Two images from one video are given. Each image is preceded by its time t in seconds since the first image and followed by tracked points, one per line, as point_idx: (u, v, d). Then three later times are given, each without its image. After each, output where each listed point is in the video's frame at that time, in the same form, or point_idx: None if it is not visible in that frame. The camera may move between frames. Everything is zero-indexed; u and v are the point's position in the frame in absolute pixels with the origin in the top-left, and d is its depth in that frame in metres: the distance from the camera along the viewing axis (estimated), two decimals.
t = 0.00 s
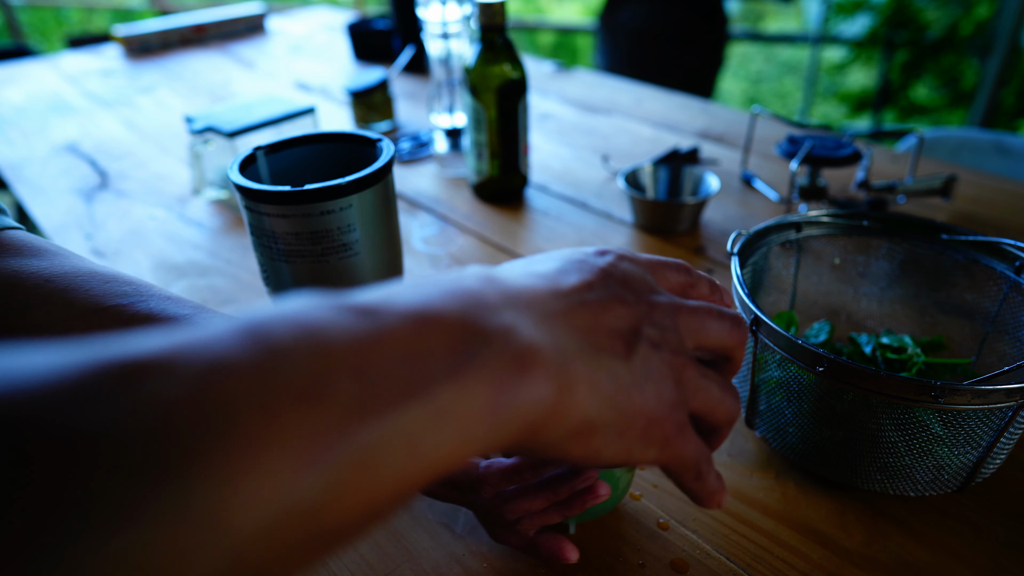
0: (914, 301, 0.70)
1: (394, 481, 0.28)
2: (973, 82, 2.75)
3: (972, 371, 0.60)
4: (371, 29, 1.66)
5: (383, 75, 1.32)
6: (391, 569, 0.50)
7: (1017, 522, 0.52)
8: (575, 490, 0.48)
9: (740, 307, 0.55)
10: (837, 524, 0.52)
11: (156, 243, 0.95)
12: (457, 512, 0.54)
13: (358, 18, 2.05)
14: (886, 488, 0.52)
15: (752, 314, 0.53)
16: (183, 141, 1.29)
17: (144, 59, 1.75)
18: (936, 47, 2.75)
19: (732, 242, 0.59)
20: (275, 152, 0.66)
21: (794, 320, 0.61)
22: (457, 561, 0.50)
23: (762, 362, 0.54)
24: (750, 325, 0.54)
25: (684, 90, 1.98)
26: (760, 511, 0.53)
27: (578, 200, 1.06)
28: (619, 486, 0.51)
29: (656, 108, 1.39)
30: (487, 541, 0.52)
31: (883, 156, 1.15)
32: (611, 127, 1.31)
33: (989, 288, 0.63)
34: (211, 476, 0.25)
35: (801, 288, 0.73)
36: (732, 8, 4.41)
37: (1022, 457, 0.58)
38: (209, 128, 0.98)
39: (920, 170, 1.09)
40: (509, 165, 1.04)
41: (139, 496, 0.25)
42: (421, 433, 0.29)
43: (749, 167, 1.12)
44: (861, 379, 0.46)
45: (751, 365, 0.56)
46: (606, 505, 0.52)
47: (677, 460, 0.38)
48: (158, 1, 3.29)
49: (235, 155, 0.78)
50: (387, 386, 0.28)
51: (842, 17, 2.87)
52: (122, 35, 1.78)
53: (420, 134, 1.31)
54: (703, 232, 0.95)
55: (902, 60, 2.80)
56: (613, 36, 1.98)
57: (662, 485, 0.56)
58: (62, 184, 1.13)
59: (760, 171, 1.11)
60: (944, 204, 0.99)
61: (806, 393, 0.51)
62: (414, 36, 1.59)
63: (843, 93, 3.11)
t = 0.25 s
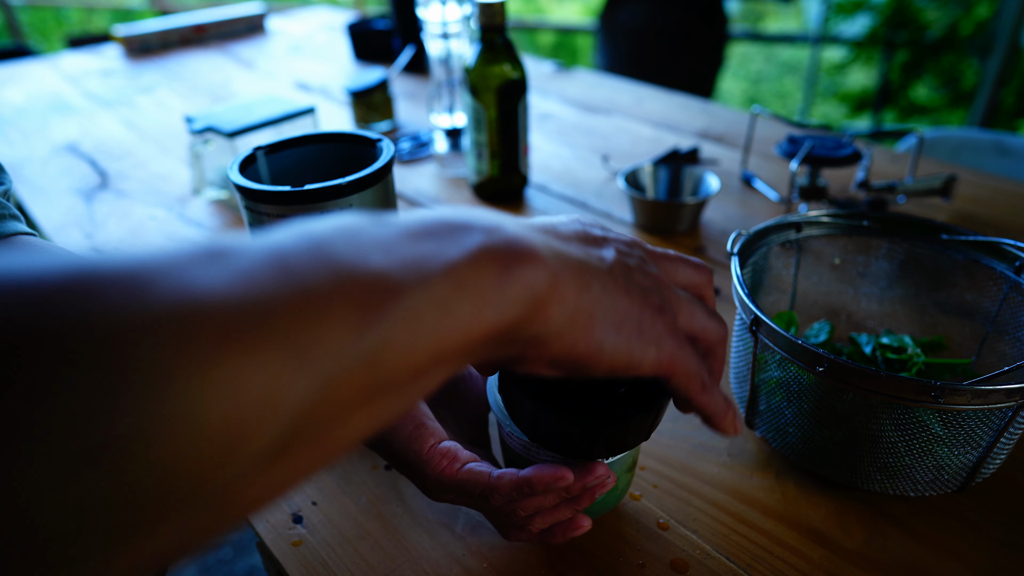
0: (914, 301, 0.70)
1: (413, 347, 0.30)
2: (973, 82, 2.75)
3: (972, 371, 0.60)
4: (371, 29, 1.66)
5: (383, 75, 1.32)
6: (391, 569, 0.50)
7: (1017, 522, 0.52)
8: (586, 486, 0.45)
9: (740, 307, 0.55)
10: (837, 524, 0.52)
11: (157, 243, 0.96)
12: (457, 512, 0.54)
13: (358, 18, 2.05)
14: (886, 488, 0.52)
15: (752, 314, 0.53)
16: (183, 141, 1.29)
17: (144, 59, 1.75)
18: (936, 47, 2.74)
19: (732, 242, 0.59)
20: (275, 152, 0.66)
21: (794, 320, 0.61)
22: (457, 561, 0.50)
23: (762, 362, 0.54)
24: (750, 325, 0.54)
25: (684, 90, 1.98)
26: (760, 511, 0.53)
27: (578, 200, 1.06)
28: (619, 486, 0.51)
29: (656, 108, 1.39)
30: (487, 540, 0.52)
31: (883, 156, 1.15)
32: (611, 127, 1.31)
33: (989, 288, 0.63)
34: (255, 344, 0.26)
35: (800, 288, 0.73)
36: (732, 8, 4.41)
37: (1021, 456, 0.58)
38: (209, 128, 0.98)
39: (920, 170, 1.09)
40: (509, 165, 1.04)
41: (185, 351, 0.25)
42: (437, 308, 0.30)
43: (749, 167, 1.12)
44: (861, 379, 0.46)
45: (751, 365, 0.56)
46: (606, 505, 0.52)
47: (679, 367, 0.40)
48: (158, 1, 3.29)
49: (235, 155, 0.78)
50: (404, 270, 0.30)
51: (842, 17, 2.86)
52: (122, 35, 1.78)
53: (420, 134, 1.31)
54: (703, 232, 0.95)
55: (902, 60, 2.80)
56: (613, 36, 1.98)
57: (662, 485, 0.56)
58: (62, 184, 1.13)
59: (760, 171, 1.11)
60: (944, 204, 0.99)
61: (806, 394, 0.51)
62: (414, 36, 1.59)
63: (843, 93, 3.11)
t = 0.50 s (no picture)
0: (914, 301, 0.70)
1: (457, 230, 0.30)
2: (973, 82, 2.75)
3: (971, 371, 0.60)
4: (371, 29, 1.66)
5: (383, 75, 1.32)
6: (391, 569, 0.50)
7: (1017, 522, 0.52)
8: (590, 478, 0.45)
9: (740, 307, 0.55)
10: (837, 525, 0.52)
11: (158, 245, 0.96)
12: (457, 512, 0.54)
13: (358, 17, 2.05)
14: (887, 488, 0.52)
15: (752, 314, 0.53)
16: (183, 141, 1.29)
17: (144, 59, 1.75)
18: (936, 47, 2.74)
19: (732, 242, 0.59)
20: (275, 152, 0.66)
21: (794, 320, 0.61)
22: (457, 561, 0.50)
23: (762, 362, 0.54)
24: (750, 325, 0.54)
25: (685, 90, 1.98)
26: (760, 512, 0.53)
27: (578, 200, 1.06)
28: (619, 487, 0.51)
29: (657, 108, 1.39)
30: (487, 541, 0.52)
31: (883, 156, 1.15)
32: (611, 127, 1.31)
33: (989, 288, 0.63)
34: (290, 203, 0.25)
35: (800, 288, 0.73)
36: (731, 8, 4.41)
37: (1021, 456, 0.58)
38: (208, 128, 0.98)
39: (920, 170, 1.09)
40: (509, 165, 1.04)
41: (222, 209, 0.24)
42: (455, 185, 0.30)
43: (749, 167, 1.12)
44: (861, 379, 0.46)
45: (751, 365, 0.56)
46: (607, 506, 0.52)
47: (673, 297, 0.41)
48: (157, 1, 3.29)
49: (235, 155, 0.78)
50: (443, 157, 0.31)
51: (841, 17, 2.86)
52: (122, 35, 1.78)
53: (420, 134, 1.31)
54: (703, 232, 0.95)
55: (902, 60, 2.80)
56: (613, 36, 1.98)
57: (662, 485, 0.56)
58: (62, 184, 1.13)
59: (759, 171, 1.12)
60: (944, 204, 0.99)
61: (806, 394, 0.51)
62: (414, 36, 1.59)
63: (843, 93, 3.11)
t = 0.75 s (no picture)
0: (914, 300, 0.70)
1: (480, 155, 0.30)
2: (973, 82, 2.75)
3: (971, 371, 0.60)
4: (371, 29, 1.66)
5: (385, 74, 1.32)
6: (391, 569, 0.50)
7: (1017, 522, 0.52)
8: (589, 470, 0.44)
9: (739, 307, 0.55)
10: (838, 525, 0.52)
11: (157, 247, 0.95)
12: (457, 512, 0.54)
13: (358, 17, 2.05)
14: (887, 488, 0.52)
15: (752, 314, 0.53)
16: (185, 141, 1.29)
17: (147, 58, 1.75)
18: (936, 47, 2.74)
19: (732, 242, 0.59)
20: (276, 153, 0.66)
21: (793, 320, 0.61)
22: (457, 561, 0.50)
23: (762, 362, 0.54)
24: (749, 325, 0.54)
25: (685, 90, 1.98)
26: (760, 511, 0.53)
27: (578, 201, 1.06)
28: (619, 486, 0.51)
29: (657, 108, 1.39)
30: (487, 541, 0.52)
31: (883, 156, 1.15)
32: (611, 127, 1.31)
33: (989, 288, 0.63)
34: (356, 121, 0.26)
35: (801, 288, 0.73)
36: (731, 7, 4.41)
37: (1021, 456, 0.58)
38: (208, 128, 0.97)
39: (920, 170, 1.09)
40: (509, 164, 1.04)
41: (289, 108, 0.24)
42: (502, 131, 0.31)
43: (749, 167, 1.12)
44: (861, 379, 0.46)
45: (751, 365, 0.56)
46: (606, 505, 0.52)
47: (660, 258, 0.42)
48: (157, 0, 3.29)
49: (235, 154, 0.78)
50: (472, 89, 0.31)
51: (841, 17, 2.86)
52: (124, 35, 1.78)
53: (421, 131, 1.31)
54: (703, 232, 0.95)
55: (902, 61, 2.80)
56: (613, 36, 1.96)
57: (662, 485, 0.56)
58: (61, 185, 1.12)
59: (759, 171, 1.12)
60: (944, 204, 0.99)
61: (806, 394, 0.51)
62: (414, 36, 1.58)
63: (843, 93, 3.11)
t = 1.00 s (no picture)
0: (914, 301, 0.70)
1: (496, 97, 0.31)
2: (973, 82, 2.75)
3: (971, 371, 0.60)
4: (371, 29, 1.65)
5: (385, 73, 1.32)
6: (391, 569, 0.50)
7: (1017, 521, 0.52)
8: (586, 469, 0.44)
9: (739, 307, 0.55)
10: (837, 525, 0.52)
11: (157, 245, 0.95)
12: (457, 512, 0.54)
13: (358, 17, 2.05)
14: (887, 488, 0.52)
15: (752, 314, 0.53)
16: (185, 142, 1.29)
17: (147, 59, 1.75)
18: (936, 47, 2.74)
19: (732, 242, 0.59)
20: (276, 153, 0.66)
21: (793, 320, 0.61)
22: (457, 561, 0.50)
23: (762, 362, 0.54)
24: (750, 325, 0.54)
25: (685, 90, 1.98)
26: (760, 512, 0.53)
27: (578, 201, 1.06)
28: (618, 486, 0.51)
29: (657, 108, 1.39)
30: (487, 541, 0.52)
31: (883, 156, 1.15)
32: (611, 127, 1.31)
33: (989, 288, 0.63)
34: (397, 48, 0.28)
35: (801, 288, 0.73)
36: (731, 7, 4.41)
37: (1021, 456, 0.58)
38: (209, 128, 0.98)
39: (920, 170, 1.09)
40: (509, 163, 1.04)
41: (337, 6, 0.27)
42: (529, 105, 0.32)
43: (749, 167, 1.12)
44: (861, 379, 0.46)
45: (751, 365, 0.56)
46: (606, 504, 0.52)
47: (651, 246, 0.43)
48: None
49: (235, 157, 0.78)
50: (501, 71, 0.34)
51: (842, 17, 2.86)
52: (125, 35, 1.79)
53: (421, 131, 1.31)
54: (703, 232, 0.95)
55: (902, 61, 2.80)
56: (612, 36, 1.96)
57: (662, 485, 0.56)
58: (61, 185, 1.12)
59: (759, 171, 1.12)
60: (944, 204, 0.99)
61: (806, 394, 0.51)
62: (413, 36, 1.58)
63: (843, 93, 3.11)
